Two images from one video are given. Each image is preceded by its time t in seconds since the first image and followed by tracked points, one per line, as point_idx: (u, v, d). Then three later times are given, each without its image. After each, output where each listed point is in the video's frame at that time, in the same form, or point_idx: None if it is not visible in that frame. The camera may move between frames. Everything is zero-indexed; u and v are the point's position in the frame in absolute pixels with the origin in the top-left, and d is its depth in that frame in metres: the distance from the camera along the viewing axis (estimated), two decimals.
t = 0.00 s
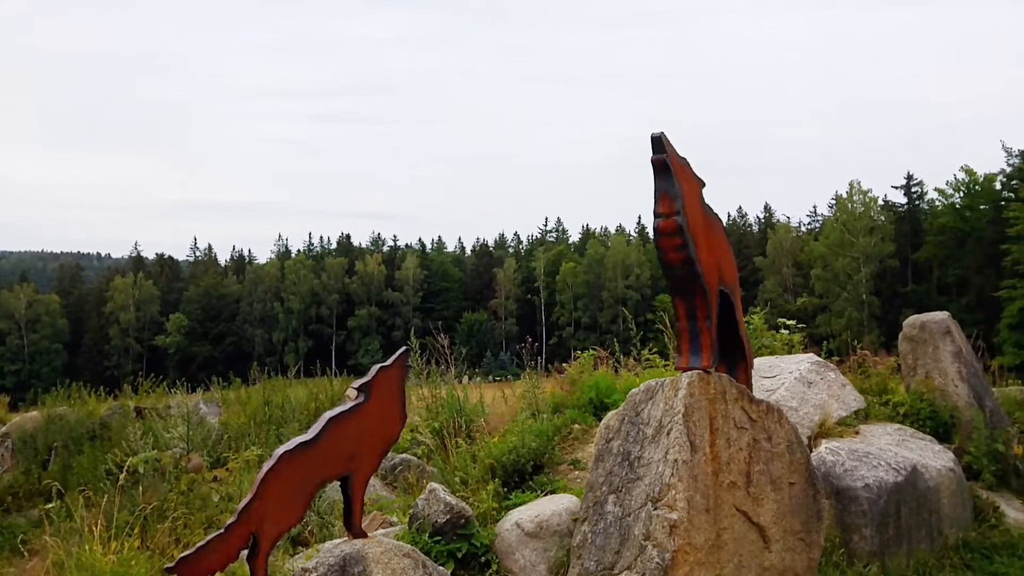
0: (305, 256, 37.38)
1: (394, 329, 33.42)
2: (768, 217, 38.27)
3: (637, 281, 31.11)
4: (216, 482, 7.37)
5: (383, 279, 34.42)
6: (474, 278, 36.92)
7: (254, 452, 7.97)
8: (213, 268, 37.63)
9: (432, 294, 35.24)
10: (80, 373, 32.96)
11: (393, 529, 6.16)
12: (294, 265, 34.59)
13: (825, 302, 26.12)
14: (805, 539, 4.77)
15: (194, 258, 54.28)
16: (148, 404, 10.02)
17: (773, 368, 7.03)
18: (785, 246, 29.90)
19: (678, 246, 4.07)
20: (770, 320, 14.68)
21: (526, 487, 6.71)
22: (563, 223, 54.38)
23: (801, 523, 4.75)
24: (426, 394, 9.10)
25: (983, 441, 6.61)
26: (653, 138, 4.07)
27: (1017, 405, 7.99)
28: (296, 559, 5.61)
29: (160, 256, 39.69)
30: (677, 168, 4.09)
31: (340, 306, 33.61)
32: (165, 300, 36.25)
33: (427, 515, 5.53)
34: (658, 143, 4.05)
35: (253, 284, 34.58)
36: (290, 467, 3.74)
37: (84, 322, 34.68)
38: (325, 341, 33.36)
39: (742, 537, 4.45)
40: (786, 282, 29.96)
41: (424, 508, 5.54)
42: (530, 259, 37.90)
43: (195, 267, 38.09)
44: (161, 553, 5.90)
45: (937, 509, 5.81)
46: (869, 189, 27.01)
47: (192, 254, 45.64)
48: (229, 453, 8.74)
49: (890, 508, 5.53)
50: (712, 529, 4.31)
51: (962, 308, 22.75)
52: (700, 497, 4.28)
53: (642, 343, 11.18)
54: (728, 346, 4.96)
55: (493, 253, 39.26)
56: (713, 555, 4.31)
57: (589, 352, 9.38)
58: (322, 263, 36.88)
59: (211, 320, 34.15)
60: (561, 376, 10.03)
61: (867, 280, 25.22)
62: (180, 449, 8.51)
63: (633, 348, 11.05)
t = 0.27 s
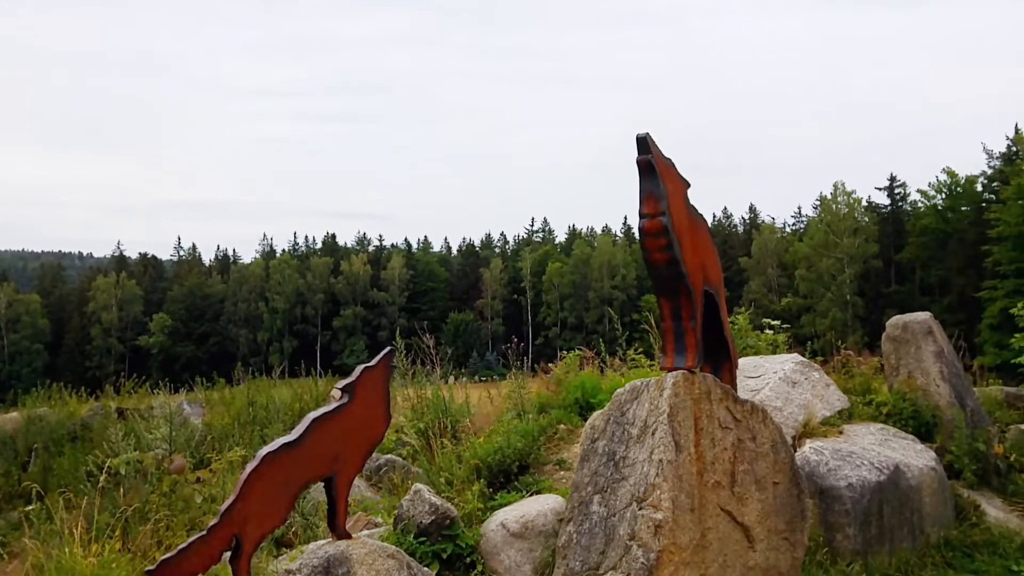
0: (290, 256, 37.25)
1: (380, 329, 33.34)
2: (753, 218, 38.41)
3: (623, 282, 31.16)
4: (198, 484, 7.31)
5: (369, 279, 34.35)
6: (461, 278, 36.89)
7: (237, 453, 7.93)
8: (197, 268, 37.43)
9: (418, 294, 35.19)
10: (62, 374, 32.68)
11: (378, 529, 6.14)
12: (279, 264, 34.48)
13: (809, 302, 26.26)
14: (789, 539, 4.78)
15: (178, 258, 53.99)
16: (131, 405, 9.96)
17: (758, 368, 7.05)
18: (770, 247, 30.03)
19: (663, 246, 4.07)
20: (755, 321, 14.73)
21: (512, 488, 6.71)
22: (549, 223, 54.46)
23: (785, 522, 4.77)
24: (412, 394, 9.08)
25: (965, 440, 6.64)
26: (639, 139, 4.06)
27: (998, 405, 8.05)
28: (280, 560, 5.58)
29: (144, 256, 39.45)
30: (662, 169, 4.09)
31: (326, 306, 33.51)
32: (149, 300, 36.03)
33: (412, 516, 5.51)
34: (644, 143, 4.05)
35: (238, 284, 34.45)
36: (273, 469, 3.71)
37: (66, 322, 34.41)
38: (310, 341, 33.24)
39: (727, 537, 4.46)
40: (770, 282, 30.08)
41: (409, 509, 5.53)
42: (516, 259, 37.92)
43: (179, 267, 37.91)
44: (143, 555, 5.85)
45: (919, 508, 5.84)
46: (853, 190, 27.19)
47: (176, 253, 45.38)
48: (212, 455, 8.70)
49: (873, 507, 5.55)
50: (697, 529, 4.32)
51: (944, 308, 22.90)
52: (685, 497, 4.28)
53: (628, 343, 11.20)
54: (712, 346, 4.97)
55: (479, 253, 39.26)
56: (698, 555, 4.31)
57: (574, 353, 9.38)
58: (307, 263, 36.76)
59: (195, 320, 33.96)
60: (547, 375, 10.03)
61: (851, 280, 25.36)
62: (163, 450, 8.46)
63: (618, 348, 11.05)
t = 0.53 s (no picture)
0: (277, 255, 37.10)
1: (367, 329, 33.25)
2: (740, 219, 38.54)
3: (611, 282, 31.19)
4: (184, 485, 7.27)
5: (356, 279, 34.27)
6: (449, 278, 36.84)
7: (224, 454, 7.89)
8: (183, 267, 37.23)
9: (406, 294, 35.12)
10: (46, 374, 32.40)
11: (365, 530, 6.12)
12: (266, 264, 34.37)
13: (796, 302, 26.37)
14: (775, 538, 4.80)
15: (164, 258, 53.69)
16: (116, 406, 9.89)
17: (745, 368, 7.07)
18: (757, 247, 30.14)
19: (650, 246, 4.07)
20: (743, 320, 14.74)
21: (500, 488, 6.70)
22: (537, 223, 54.50)
23: (772, 522, 4.78)
24: (399, 395, 9.06)
25: (950, 440, 6.68)
26: (627, 140, 4.06)
27: (982, 404, 8.10)
28: (267, 561, 5.55)
29: (129, 256, 39.20)
30: (650, 170, 4.09)
31: (313, 306, 33.41)
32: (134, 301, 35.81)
33: (399, 517, 5.50)
34: (632, 144, 4.05)
35: (224, 284, 34.33)
36: (259, 470, 3.69)
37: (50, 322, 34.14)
38: (297, 341, 33.11)
39: (714, 537, 4.46)
40: (757, 283, 30.17)
41: (396, 510, 5.52)
42: (504, 259, 37.91)
43: (165, 266, 37.71)
44: (127, 557, 5.81)
45: (904, 507, 5.87)
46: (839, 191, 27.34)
47: (162, 253, 45.13)
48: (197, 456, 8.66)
49: (859, 506, 5.57)
50: (684, 529, 4.32)
51: (929, 309, 23.03)
52: (673, 496, 4.28)
53: (615, 343, 11.21)
54: (699, 345, 4.98)
55: (467, 253, 39.23)
56: (685, 555, 4.32)
57: (562, 353, 9.38)
58: (294, 263, 36.62)
59: (181, 320, 33.77)
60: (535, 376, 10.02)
61: (837, 281, 25.47)
62: (148, 451, 8.41)
63: (606, 348, 11.07)
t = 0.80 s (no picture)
0: (265, 255, 36.98)
1: (356, 329, 33.18)
2: (728, 219, 38.65)
3: (600, 282, 31.23)
4: (170, 486, 7.23)
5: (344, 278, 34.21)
6: (438, 277, 36.82)
7: (210, 455, 7.86)
8: (170, 267, 37.06)
9: (395, 294, 35.06)
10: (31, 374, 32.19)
11: (353, 530, 6.11)
12: (253, 264, 34.26)
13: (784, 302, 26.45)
14: (762, 537, 4.81)
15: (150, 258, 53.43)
16: (102, 407, 9.84)
17: (733, 368, 7.09)
18: (745, 248, 30.23)
19: (638, 247, 4.08)
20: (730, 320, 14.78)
21: (488, 488, 6.70)
22: (526, 223, 54.55)
23: (759, 521, 4.79)
24: (388, 395, 9.05)
25: (935, 439, 6.71)
26: (614, 140, 4.07)
27: (968, 404, 8.14)
28: (253, 562, 5.53)
29: (115, 255, 38.99)
30: (637, 170, 4.09)
31: (301, 306, 33.31)
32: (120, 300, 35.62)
33: (387, 517, 5.49)
34: (620, 144, 4.05)
35: (211, 284, 34.20)
36: (245, 471, 3.67)
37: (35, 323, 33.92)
38: (285, 341, 33.01)
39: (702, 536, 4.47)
40: (745, 283, 30.26)
41: (385, 510, 5.51)
42: (493, 259, 37.92)
43: (152, 266, 37.52)
44: (112, 558, 5.78)
45: (890, 506, 5.89)
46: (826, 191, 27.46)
47: (149, 253, 44.91)
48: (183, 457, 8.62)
49: (846, 505, 5.60)
50: (672, 528, 4.33)
51: (914, 309, 23.14)
52: (661, 496, 4.29)
53: (604, 343, 11.22)
54: (687, 345, 4.99)
55: (456, 254, 39.20)
56: (673, 554, 4.32)
57: (550, 353, 9.38)
58: (281, 263, 36.51)
59: (168, 320, 33.62)
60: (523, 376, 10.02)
61: (825, 281, 25.57)
62: (133, 452, 8.36)
63: (594, 348, 11.08)
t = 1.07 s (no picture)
0: (253, 255, 36.86)
1: (344, 329, 33.10)
2: (716, 220, 38.77)
3: (588, 282, 31.26)
4: (155, 487, 7.19)
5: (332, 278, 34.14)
6: (426, 277, 36.77)
7: (196, 455, 7.82)
8: (157, 266, 36.88)
9: (383, 294, 34.99)
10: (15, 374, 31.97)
11: (340, 531, 6.09)
12: (241, 264, 34.15)
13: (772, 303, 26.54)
14: (749, 537, 4.82)
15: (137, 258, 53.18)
16: (87, 407, 9.77)
17: (720, 368, 7.10)
18: (732, 248, 30.31)
19: (626, 247, 4.08)
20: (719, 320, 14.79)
21: (476, 488, 6.69)
22: (515, 223, 54.56)
23: (746, 520, 4.80)
24: (376, 395, 9.03)
25: (921, 439, 6.74)
26: (602, 140, 4.07)
27: (953, 404, 8.17)
28: (240, 563, 5.50)
29: (101, 254, 38.77)
30: (625, 170, 4.09)
31: (288, 306, 33.21)
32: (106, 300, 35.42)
33: (375, 518, 5.48)
34: (608, 144, 4.06)
35: (199, 284, 34.05)
36: (231, 471, 3.65)
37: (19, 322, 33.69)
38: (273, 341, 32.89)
39: (689, 536, 4.48)
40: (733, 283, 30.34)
41: (372, 511, 5.49)
42: (482, 259, 37.90)
43: (138, 266, 37.32)
44: (96, 559, 5.75)
45: (876, 506, 5.91)
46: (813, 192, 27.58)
47: (136, 252, 44.69)
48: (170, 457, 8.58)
49: (832, 505, 5.62)
50: (660, 528, 4.33)
51: (901, 309, 23.25)
52: (649, 495, 4.29)
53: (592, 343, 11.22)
54: (675, 345, 4.99)
55: (444, 254, 39.17)
56: (660, 554, 4.33)
57: (538, 353, 9.38)
58: (269, 263, 36.39)
59: (155, 319, 33.45)
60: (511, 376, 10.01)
61: (812, 282, 25.67)
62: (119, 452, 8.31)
63: (582, 348, 11.08)
